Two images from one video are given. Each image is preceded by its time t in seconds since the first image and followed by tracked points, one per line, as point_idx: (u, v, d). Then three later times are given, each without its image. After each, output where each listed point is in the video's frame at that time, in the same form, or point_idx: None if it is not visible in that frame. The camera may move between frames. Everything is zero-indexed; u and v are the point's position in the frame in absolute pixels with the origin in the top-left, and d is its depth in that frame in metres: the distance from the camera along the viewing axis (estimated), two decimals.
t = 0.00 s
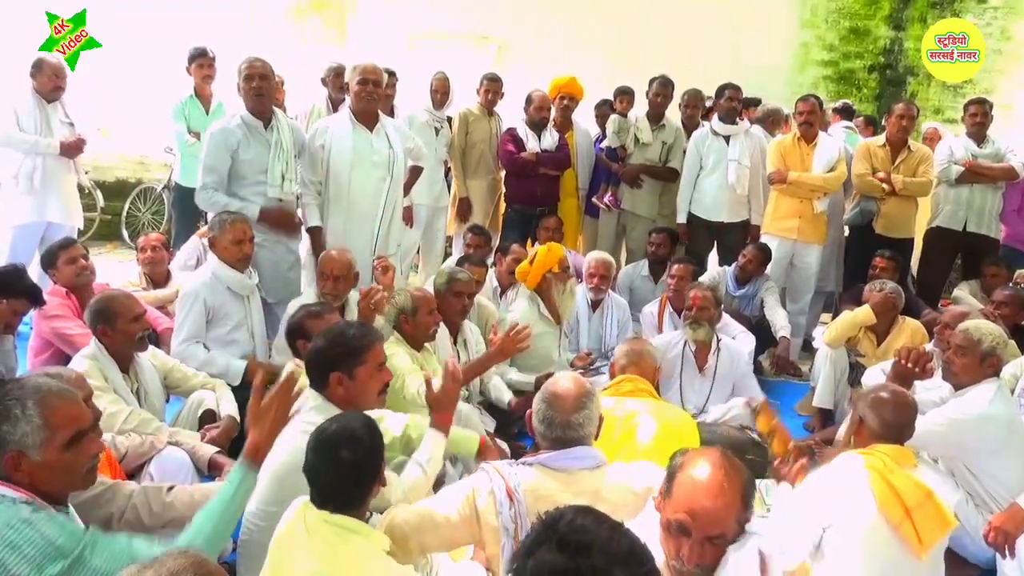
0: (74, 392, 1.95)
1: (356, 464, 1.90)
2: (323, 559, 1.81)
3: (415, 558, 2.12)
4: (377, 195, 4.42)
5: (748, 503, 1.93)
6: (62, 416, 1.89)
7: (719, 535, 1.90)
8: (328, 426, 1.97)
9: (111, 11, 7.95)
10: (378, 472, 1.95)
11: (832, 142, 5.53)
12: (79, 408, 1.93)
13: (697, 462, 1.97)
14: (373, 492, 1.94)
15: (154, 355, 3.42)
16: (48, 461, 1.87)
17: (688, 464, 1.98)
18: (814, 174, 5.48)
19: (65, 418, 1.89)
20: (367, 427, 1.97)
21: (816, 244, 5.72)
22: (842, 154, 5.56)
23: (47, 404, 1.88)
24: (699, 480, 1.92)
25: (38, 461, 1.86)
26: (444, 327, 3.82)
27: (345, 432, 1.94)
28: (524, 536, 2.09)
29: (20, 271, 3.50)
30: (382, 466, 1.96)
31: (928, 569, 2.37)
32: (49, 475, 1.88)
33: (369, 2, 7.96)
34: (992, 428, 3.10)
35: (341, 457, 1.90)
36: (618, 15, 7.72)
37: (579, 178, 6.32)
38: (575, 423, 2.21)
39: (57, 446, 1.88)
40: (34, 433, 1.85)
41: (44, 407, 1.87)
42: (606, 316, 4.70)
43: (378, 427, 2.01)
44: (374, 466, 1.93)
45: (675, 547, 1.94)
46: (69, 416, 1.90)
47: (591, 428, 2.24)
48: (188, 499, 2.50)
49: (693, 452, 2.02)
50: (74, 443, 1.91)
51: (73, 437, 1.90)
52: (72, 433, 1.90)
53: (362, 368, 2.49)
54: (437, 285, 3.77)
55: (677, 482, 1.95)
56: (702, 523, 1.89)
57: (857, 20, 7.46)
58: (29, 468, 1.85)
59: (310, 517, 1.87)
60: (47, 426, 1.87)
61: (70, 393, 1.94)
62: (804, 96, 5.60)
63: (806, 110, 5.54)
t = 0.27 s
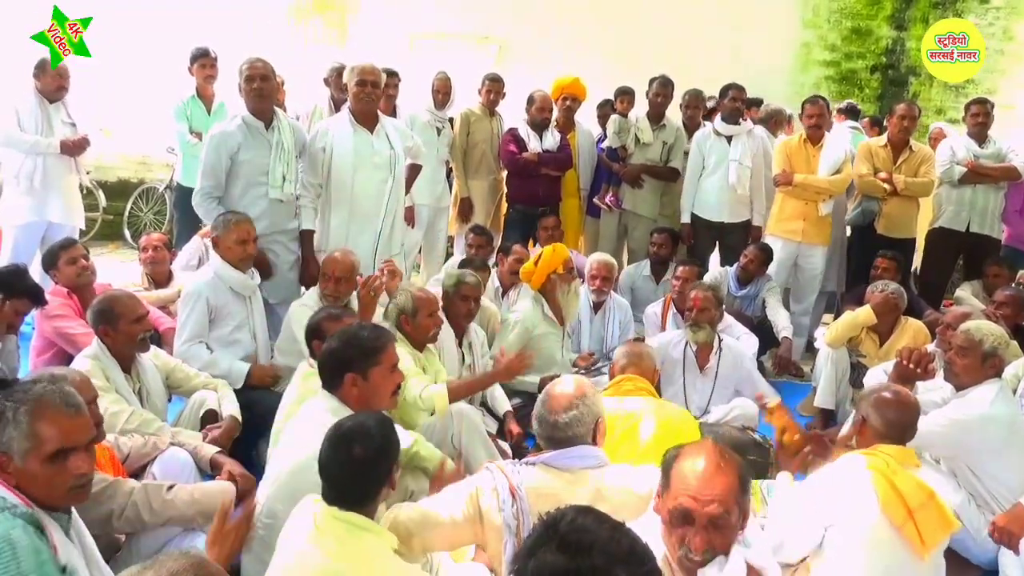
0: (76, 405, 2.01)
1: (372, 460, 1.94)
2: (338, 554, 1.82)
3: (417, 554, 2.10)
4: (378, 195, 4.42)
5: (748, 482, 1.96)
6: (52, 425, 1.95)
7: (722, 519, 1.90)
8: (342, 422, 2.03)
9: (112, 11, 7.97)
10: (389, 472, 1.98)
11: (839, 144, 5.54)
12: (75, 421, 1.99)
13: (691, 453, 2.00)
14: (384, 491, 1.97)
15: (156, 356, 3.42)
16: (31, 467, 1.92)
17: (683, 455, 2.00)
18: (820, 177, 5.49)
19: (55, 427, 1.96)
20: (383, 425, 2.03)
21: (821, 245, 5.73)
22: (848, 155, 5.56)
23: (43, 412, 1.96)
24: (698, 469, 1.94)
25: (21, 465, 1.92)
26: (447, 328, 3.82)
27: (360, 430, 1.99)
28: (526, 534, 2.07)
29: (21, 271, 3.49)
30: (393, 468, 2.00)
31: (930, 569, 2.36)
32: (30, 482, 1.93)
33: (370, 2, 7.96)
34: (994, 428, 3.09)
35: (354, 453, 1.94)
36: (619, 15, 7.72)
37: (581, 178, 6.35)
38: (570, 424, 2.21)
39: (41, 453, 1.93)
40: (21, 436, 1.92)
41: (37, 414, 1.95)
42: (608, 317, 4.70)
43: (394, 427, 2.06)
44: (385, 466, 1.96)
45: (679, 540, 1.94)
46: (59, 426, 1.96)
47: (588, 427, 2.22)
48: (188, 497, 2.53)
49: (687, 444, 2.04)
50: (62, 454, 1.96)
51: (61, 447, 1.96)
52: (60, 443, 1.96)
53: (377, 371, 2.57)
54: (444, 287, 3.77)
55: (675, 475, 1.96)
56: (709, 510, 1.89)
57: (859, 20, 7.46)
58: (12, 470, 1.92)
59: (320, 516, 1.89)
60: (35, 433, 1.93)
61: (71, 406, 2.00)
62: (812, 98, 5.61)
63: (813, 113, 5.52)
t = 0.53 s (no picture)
0: (81, 409, 2.02)
1: (373, 458, 1.94)
2: (340, 555, 1.83)
3: (419, 554, 2.11)
4: (378, 196, 4.41)
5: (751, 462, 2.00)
6: (53, 428, 1.96)
7: (741, 508, 1.92)
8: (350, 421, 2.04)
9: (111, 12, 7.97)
10: (393, 476, 1.98)
11: (837, 143, 5.58)
12: (77, 425, 1.99)
13: (690, 449, 2.00)
14: (386, 492, 1.96)
15: (156, 356, 3.43)
16: (32, 469, 1.93)
17: (684, 454, 2.00)
18: (821, 176, 5.51)
19: (56, 430, 1.96)
20: (389, 427, 2.02)
21: (821, 245, 5.76)
22: (847, 155, 5.59)
23: (48, 414, 1.97)
24: (703, 463, 1.94)
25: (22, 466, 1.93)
26: (448, 329, 3.82)
27: (364, 428, 2.01)
28: (525, 534, 2.07)
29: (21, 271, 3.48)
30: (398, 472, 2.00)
31: (930, 569, 2.34)
32: (31, 484, 1.93)
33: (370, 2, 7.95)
34: (995, 428, 3.09)
35: (356, 452, 1.95)
36: (619, 15, 7.71)
37: (581, 178, 6.33)
38: (563, 424, 2.22)
39: (41, 454, 1.94)
40: (23, 438, 1.94)
41: (42, 416, 1.96)
42: (609, 317, 4.70)
43: (402, 432, 2.05)
44: (389, 467, 1.96)
45: (705, 542, 1.92)
46: (61, 429, 1.97)
47: (583, 428, 2.23)
48: (188, 498, 2.54)
49: (684, 442, 2.05)
50: (63, 458, 1.96)
51: (61, 450, 1.96)
52: (60, 446, 1.96)
53: (393, 376, 2.58)
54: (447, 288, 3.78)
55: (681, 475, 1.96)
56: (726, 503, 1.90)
57: (859, 20, 7.46)
58: (12, 471, 1.93)
59: (325, 515, 1.90)
60: (37, 435, 1.94)
61: (76, 411, 2.00)
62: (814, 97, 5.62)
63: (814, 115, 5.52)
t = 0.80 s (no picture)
0: (91, 411, 2.04)
1: (356, 461, 1.94)
2: (333, 556, 1.86)
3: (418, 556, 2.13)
4: (377, 195, 4.41)
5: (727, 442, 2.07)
6: (63, 430, 1.99)
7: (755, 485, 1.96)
8: (347, 421, 2.05)
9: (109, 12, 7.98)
10: (381, 479, 1.97)
11: (830, 142, 5.59)
12: (87, 427, 2.02)
13: (678, 450, 2.00)
14: (373, 495, 1.95)
15: (156, 356, 3.42)
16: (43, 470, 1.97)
17: (676, 456, 1.98)
18: (819, 174, 5.49)
19: (66, 432, 1.99)
20: (381, 431, 2.01)
21: (818, 245, 5.75)
22: (841, 153, 5.60)
23: (60, 416, 2.01)
24: (704, 456, 1.94)
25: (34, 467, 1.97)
26: (449, 330, 3.81)
27: (350, 429, 2.01)
28: (521, 537, 2.06)
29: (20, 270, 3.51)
30: (391, 475, 1.99)
31: (930, 569, 2.36)
32: (43, 485, 1.98)
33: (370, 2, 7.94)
34: (995, 428, 3.09)
35: (338, 453, 1.96)
36: (619, 15, 7.71)
37: (580, 178, 6.29)
38: (553, 427, 2.24)
39: (51, 455, 1.97)
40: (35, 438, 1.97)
41: (54, 417, 1.99)
42: (609, 317, 4.71)
43: (399, 437, 2.03)
44: (378, 471, 1.96)
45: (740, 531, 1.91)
46: (71, 430, 2.00)
47: (574, 429, 2.24)
48: (190, 498, 2.54)
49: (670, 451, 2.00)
50: (72, 459, 2.00)
51: (71, 451, 1.99)
52: (70, 448, 1.99)
53: (406, 386, 2.60)
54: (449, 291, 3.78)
55: (686, 476, 1.92)
56: (743, 486, 1.91)
57: (859, 20, 7.46)
58: (24, 471, 1.98)
59: (323, 517, 1.93)
60: (48, 436, 1.98)
61: (87, 413, 2.03)
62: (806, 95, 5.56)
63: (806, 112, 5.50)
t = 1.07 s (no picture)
0: (101, 422, 2.11)
1: (333, 466, 1.96)
2: (322, 559, 1.92)
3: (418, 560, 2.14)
4: (377, 195, 4.42)
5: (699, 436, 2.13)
6: (72, 438, 2.06)
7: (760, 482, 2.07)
8: (337, 424, 2.05)
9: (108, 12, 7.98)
10: (362, 483, 1.97)
11: (819, 142, 5.57)
12: (95, 438, 2.09)
13: (681, 459, 2.01)
14: (355, 498, 1.97)
15: (156, 355, 3.43)
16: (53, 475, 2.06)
17: (684, 467, 1.98)
18: (812, 174, 5.45)
19: (76, 440, 2.07)
20: (365, 436, 2.00)
21: (812, 244, 5.70)
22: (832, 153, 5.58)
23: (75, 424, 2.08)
24: (709, 453, 2.00)
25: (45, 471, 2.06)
26: (449, 330, 3.82)
27: (335, 432, 2.02)
28: (518, 542, 2.08)
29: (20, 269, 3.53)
30: (375, 478, 1.99)
31: (929, 570, 2.36)
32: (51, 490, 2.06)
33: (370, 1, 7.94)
34: (994, 428, 3.10)
35: (315, 456, 1.99)
36: (619, 15, 7.71)
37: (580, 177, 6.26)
38: (546, 430, 2.24)
39: (59, 461, 2.06)
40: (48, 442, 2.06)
41: (67, 425, 2.07)
42: (609, 317, 4.71)
43: (383, 443, 2.02)
44: (359, 475, 1.96)
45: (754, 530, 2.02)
46: (83, 439, 2.07)
47: (569, 431, 2.23)
48: (192, 499, 2.53)
49: (693, 462, 1.98)
50: (75, 467, 2.07)
51: (78, 460, 2.07)
52: (78, 457, 2.07)
53: (412, 392, 2.61)
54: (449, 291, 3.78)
55: (717, 482, 1.93)
56: (755, 469, 2.00)
57: (858, 19, 7.46)
58: (37, 473, 2.07)
59: (314, 518, 1.98)
60: (59, 442, 2.06)
61: (98, 425, 2.10)
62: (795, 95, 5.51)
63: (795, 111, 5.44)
